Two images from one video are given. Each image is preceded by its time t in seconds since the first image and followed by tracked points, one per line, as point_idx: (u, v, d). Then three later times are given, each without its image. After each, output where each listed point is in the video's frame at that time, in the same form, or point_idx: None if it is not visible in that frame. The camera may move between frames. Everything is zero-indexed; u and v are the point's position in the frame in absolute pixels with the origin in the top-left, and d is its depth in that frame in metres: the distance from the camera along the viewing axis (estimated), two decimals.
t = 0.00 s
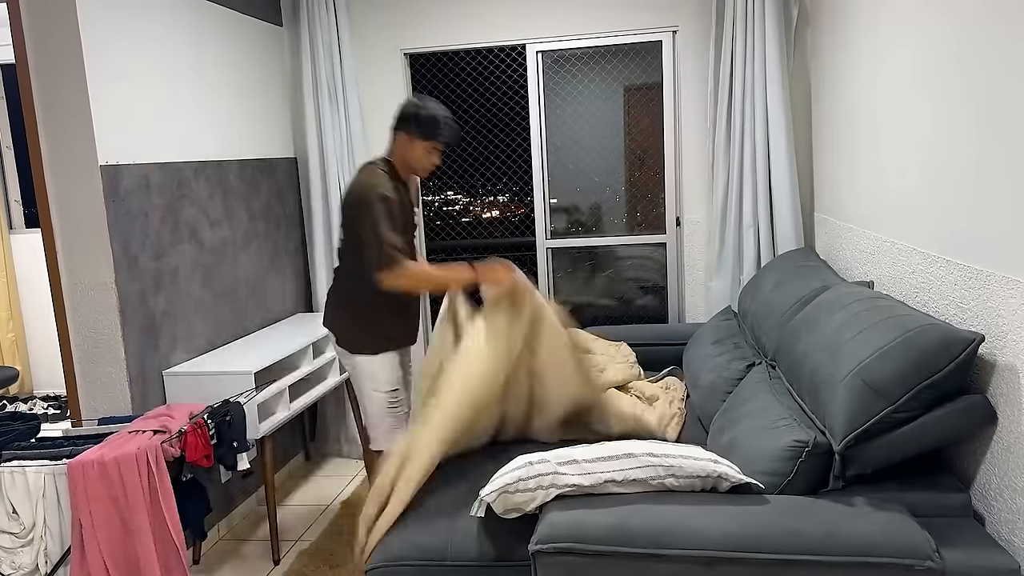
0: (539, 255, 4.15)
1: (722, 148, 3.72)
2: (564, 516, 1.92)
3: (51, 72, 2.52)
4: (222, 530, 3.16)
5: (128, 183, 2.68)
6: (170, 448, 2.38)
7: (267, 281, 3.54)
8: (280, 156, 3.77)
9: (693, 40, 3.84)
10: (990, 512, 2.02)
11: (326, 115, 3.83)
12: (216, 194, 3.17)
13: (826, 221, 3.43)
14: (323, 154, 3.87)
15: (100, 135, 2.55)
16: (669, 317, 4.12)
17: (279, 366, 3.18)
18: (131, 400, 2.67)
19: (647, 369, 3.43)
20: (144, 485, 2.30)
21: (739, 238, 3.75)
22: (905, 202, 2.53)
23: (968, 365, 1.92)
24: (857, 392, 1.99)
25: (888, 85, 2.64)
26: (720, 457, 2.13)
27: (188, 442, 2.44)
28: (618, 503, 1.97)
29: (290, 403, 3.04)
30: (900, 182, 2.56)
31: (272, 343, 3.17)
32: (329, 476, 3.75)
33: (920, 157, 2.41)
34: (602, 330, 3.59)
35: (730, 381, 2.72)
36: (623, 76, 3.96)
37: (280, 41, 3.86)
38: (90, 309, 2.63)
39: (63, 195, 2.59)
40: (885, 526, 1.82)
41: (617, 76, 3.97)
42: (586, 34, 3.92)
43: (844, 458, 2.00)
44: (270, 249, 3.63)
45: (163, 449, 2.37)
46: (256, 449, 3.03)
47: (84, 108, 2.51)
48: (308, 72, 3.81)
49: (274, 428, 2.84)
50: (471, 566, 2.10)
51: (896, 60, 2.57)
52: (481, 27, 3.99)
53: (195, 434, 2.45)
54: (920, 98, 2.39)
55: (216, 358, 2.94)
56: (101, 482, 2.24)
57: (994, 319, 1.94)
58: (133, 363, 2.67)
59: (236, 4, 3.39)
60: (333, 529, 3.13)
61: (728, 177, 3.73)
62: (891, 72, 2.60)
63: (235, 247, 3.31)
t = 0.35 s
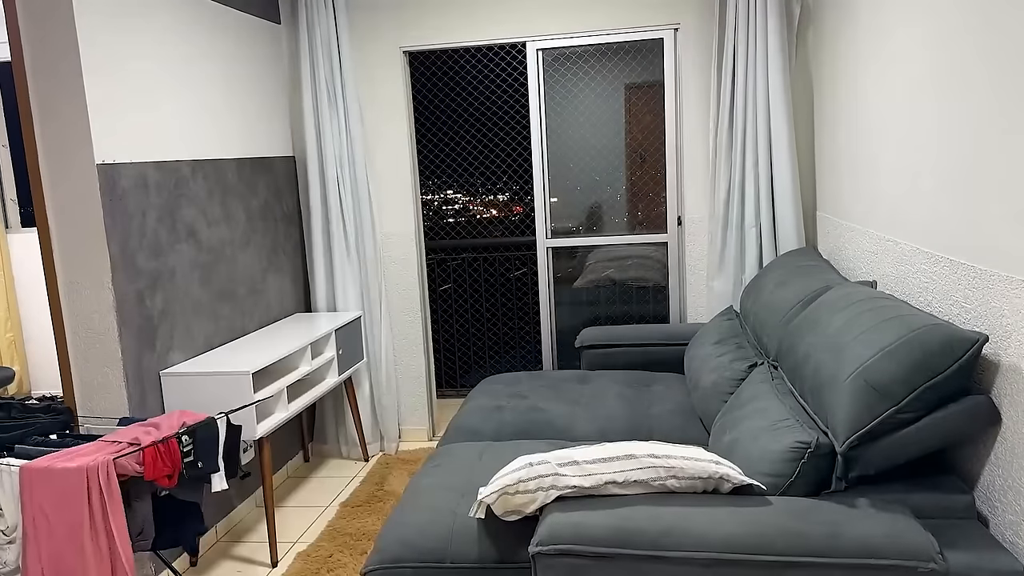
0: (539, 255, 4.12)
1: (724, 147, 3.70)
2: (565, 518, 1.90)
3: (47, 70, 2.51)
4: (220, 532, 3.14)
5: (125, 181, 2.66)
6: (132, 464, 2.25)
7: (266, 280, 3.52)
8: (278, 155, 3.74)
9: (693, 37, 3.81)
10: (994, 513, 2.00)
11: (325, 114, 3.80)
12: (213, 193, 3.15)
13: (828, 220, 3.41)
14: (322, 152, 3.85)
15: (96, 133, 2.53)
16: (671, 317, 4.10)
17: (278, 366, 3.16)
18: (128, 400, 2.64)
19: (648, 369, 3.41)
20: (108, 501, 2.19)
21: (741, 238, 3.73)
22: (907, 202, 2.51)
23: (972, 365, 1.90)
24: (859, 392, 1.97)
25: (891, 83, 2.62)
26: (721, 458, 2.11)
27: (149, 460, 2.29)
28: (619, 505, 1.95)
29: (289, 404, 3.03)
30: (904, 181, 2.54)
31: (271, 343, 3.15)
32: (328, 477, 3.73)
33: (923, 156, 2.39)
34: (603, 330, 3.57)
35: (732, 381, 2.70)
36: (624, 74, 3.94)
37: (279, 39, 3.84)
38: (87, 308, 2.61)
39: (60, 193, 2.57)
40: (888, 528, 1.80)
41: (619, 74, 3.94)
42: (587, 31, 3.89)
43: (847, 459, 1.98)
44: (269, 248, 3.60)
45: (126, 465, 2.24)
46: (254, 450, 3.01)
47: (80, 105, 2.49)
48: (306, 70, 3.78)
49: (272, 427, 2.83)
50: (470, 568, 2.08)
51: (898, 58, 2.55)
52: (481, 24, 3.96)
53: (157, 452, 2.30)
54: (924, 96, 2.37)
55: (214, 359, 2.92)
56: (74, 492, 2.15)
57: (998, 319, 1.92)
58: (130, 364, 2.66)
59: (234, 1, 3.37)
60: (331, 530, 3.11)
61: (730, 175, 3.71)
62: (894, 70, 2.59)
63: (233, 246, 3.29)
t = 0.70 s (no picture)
0: (539, 254, 4.10)
1: (725, 145, 3.68)
2: (564, 520, 1.88)
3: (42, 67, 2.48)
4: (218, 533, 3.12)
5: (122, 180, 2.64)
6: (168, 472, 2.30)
7: (264, 280, 3.53)
8: (276, 154, 3.72)
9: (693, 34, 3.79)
10: (997, 515, 1.98)
11: (324, 112, 3.78)
12: (210, 192, 3.13)
13: (831, 219, 3.39)
14: (321, 151, 3.83)
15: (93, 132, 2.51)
16: (672, 316, 4.09)
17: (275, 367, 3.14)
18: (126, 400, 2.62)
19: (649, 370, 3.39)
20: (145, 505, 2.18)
21: (743, 237, 3.71)
22: (910, 202, 2.49)
23: (976, 365, 1.88)
24: (862, 392, 1.95)
25: (894, 82, 2.60)
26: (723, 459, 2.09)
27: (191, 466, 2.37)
28: (620, 507, 1.93)
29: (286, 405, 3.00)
30: (906, 180, 2.52)
31: (270, 343, 3.13)
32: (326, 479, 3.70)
33: (925, 156, 2.37)
34: (603, 330, 3.55)
35: (734, 382, 2.68)
36: (625, 72, 3.92)
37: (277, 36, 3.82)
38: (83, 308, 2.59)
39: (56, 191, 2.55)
40: (891, 530, 1.78)
41: (619, 72, 3.92)
42: (588, 28, 3.87)
43: (849, 460, 1.96)
44: (267, 248, 3.58)
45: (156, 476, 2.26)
46: (252, 451, 2.99)
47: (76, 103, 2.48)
48: (305, 67, 3.76)
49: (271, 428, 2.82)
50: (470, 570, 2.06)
51: (901, 55, 2.53)
52: (481, 22, 3.95)
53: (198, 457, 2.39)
54: (927, 94, 2.35)
55: (210, 359, 2.90)
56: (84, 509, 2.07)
57: (1002, 319, 1.90)
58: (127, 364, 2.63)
59: None
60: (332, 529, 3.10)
61: (732, 174, 3.69)
62: (896, 69, 2.57)
63: (230, 245, 3.27)
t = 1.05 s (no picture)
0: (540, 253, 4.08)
1: (727, 144, 3.66)
2: (565, 522, 1.86)
3: (39, 65, 2.47)
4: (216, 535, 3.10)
5: (118, 180, 2.62)
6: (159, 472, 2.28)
7: (262, 281, 3.52)
8: (275, 153, 3.70)
9: (696, 34, 3.80)
10: (1001, 517, 1.96)
11: (323, 111, 3.76)
12: (208, 191, 3.12)
13: (833, 219, 3.37)
14: (319, 150, 3.81)
15: (89, 129, 2.49)
16: (673, 317, 4.07)
17: (274, 368, 3.12)
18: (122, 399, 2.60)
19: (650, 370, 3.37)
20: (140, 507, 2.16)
21: (745, 237, 3.69)
22: (913, 201, 2.48)
23: (979, 365, 1.87)
24: (864, 393, 1.93)
25: (896, 79, 2.58)
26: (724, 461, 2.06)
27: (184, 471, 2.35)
28: (620, 508, 1.91)
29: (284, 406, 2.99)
30: (910, 178, 2.50)
31: (268, 343, 3.11)
32: (324, 480, 3.68)
33: (928, 155, 2.36)
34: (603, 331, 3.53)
35: (735, 382, 2.66)
36: (626, 70, 3.90)
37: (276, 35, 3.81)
38: (78, 306, 2.58)
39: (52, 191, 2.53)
40: (894, 532, 1.76)
41: (620, 70, 3.90)
42: (589, 27, 3.87)
43: (852, 462, 1.95)
44: (265, 248, 3.56)
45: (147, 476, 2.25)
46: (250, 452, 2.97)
47: (72, 101, 2.46)
48: (304, 66, 3.75)
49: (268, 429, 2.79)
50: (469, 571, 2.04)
51: (903, 53, 2.52)
52: (482, 21, 3.94)
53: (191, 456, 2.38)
54: (929, 91, 2.33)
55: (208, 360, 2.88)
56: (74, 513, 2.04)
57: (1006, 318, 1.88)
58: (123, 364, 2.61)
59: None
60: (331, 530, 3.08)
61: (734, 173, 3.67)
62: (898, 67, 2.56)
63: (228, 245, 3.25)
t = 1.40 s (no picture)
0: (540, 253, 4.06)
1: (729, 143, 3.65)
2: (565, 523, 1.84)
3: (34, 63, 2.45)
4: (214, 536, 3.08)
5: (115, 179, 2.60)
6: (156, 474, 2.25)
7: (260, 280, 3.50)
8: (272, 152, 3.68)
9: (698, 31, 3.78)
10: (1006, 518, 1.94)
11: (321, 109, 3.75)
12: (206, 190, 3.10)
13: (836, 218, 3.34)
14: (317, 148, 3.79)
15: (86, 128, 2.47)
16: (675, 316, 4.05)
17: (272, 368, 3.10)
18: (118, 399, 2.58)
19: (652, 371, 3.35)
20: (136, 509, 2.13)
21: (747, 236, 3.67)
22: (916, 200, 2.46)
23: (984, 365, 1.84)
24: (867, 394, 1.91)
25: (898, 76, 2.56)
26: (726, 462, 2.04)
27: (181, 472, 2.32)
28: (621, 510, 1.89)
29: (282, 406, 2.97)
30: (912, 177, 2.48)
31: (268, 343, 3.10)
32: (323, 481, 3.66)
33: (931, 153, 2.34)
34: (602, 332, 3.51)
35: (738, 383, 2.64)
36: (627, 67, 3.88)
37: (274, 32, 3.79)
38: (75, 307, 2.56)
39: (48, 190, 2.51)
40: (898, 533, 1.74)
41: (621, 68, 3.88)
42: (590, 24, 3.84)
43: (855, 463, 1.92)
44: (263, 247, 3.54)
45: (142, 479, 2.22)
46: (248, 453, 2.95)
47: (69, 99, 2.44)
48: (303, 64, 3.73)
49: (267, 430, 2.78)
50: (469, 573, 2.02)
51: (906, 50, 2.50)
52: (481, 19, 3.91)
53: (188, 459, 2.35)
54: (932, 89, 2.32)
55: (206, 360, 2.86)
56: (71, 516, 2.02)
57: (1010, 318, 1.86)
58: (120, 364, 2.59)
59: None
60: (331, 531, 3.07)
61: (736, 172, 3.65)
62: (901, 65, 2.54)
63: (226, 244, 3.24)
